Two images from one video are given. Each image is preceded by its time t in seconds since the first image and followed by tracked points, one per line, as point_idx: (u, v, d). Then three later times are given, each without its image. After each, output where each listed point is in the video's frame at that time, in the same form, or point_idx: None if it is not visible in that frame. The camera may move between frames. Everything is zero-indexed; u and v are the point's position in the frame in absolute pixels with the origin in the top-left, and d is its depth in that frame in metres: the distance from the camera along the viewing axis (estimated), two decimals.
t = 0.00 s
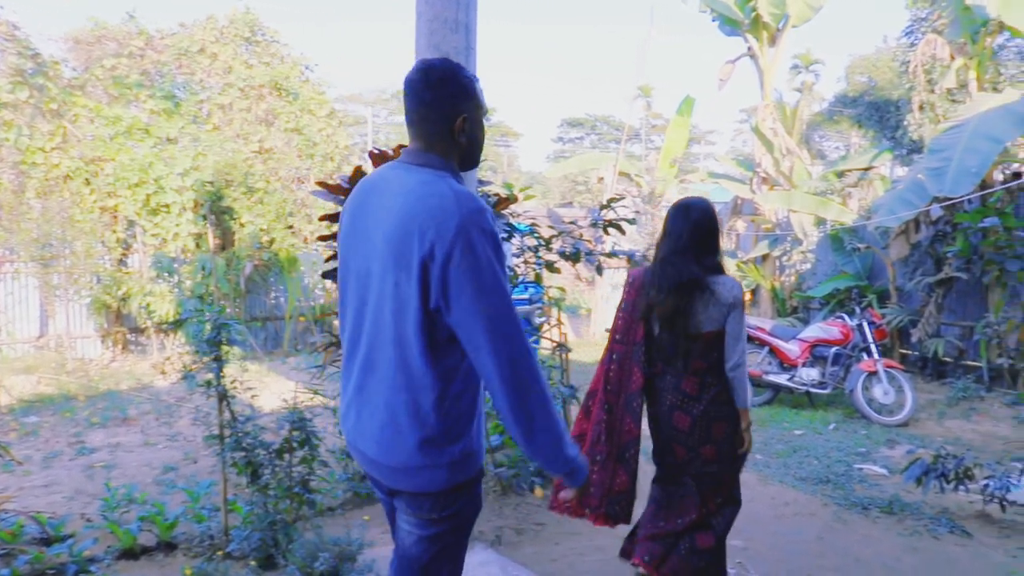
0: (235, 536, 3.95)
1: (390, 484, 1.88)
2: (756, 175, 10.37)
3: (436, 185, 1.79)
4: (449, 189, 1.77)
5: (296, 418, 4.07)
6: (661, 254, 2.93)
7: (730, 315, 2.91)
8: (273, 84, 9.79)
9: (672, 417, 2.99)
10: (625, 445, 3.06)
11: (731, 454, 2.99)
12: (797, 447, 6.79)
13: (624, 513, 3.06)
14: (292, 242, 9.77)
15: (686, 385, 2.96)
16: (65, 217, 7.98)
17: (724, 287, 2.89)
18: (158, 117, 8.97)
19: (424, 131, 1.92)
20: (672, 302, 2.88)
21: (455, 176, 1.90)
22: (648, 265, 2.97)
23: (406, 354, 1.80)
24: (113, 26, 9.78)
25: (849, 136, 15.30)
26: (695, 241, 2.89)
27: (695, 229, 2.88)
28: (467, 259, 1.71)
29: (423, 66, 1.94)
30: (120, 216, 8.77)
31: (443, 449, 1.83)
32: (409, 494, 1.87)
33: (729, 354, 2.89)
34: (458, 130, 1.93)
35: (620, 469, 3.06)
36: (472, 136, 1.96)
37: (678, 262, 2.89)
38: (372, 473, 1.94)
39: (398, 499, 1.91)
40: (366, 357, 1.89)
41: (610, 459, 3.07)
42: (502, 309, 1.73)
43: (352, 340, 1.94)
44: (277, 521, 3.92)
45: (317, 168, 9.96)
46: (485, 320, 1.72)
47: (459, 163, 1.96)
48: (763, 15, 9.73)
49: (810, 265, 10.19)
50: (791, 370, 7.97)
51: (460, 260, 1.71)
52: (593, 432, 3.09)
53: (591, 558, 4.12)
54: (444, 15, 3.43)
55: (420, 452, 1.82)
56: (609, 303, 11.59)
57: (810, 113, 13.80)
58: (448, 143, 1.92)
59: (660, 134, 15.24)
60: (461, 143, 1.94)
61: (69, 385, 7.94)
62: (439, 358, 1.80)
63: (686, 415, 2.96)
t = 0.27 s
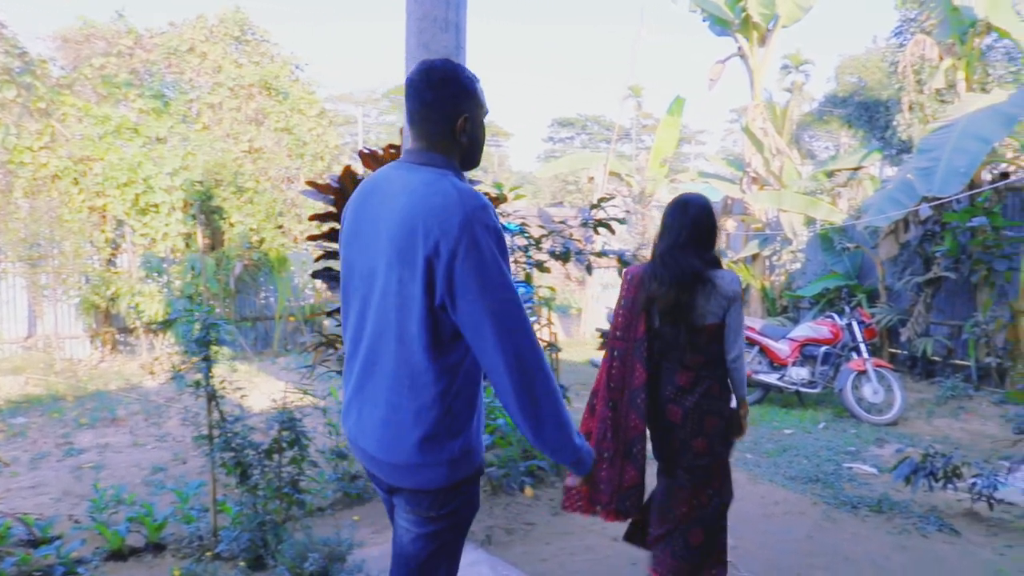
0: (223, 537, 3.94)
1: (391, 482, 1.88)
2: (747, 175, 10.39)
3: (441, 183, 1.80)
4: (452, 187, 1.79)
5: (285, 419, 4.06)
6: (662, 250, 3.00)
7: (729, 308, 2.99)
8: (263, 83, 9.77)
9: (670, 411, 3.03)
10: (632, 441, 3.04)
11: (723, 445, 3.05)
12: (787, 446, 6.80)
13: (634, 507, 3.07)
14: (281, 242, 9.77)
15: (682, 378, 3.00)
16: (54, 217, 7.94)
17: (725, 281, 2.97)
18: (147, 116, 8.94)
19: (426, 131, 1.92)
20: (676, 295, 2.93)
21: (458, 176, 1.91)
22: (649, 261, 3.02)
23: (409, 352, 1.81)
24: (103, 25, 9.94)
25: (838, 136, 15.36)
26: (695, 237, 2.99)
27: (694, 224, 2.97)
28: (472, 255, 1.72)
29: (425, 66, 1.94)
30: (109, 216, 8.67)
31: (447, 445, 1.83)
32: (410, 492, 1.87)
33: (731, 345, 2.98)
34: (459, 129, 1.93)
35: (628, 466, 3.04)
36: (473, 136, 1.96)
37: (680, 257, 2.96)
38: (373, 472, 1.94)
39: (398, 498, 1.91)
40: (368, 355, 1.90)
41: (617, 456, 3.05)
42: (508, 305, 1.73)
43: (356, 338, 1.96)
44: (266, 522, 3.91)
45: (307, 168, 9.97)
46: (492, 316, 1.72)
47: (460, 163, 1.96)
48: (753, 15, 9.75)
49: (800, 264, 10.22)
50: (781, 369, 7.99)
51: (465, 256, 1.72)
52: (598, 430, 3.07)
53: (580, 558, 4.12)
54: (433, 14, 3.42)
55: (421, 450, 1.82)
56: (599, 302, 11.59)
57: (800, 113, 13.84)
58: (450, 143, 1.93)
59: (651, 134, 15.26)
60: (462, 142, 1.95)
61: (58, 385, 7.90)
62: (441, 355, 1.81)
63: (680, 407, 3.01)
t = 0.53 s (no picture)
0: (212, 537, 3.91)
1: (390, 477, 1.94)
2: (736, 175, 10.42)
3: (443, 182, 1.86)
4: (453, 187, 1.84)
5: (274, 419, 4.05)
6: (659, 249, 3.28)
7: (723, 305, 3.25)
8: (252, 82, 9.74)
9: (670, 404, 3.33)
10: (639, 436, 3.35)
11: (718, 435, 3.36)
12: (776, 445, 6.82)
13: (645, 498, 3.40)
14: (270, 241, 9.79)
15: (679, 372, 3.30)
16: (41, 216, 7.88)
17: (717, 279, 3.23)
18: (135, 115, 8.92)
19: (427, 132, 1.97)
20: (673, 294, 3.21)
21: (458, 175, 1.96)
22: (647, 262, 3.31)
23: (409, 348, 1.87)
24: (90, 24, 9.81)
25: (827, 136, 15.42)
26: (691, 237, 3.26)
27: (690, 224, 3.24)
28: (472, 253, 1.77)
29: (427, 68, 1.99)
30: (97, 215, 8.56)
31: (444, 440, 1.89)
32: (408, 487, 1.93)
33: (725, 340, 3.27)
34: (459, 130, 1.99)
35: (637, 460, 3.37)
36: (472, 136, 2.01)
37: (676, 257, 3.23)
38: (372, 467, 2.00)
39: (397, 493, 1.97)
40: (368, 352, 1.95)
41: (625, 451, 3.40)
42: (506, 303, 1.78)
43: (357, 334, 2.01)
44: (255, 522, 3.89)
45: (296, 167, 9.98)
46: (490, 313, 1.77)
47: (460, 163, 2.02)
48: (742, 16, 9.77)
49: (789, 264, 10.25)
50: (770, 369, 8.00)
51: (465, 253, 1.77)
52: (607, 426, 3.43)
53: (569, 557, 4.13)
54: (422, 13, 3.42)
55: (420, 445, 1.88)
56: (589, 302, 11.59)
57: (789, 113, 13.89)
58: (450, 143, 1.98)
59: (640, 134, 15.29)
60: (461, 143, 2.00)
61: (45, 386, 7.84)
62: (440, 351, 1.87)
63: (678, 400, 3.31)
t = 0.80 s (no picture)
0: (200, 536, 3.89)
1: (388, 473, 1.98)
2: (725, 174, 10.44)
3: (442, 180, 1.90)
4: (452, 186, 1.88)
5: (262, 418, 4.03)
6: (654, 251, 3.40)
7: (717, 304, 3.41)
8: (241, 80, 9.72)
9: (671, 402, 3.43)
10: (645, 434, 3.41)
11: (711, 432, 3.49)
12: (765, 443, 6.84)
13: (655, 497, 3.42)
14: (258, 240, 9.78)
15: (677, 370, 3.42)
16: (28, 214, 7.84)
17: (712, 279, 3.39)
18: (124, 113, 8.87)
19: (426, 132, 2.02)
20: (674, 292, 3.33)
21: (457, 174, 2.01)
22: (646, 263, 3.42)
23: (406, 344, 1.90)
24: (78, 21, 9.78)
25: (816, 136, 15.47)
26: (688, 238, 3.40)
27: (687, 225, 3.38)
28: (469, 249, 1.81)
29: (425, 69, 2.05)
30: (84, 213, 8.50)
31: (441, 437, 1.93)
32: (406, 483, 1.96)
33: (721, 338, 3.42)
34: (456, 131, 2.04)
35: (645, 458, 3.41)
36: (470, 137, 2.07)
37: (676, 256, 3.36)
38: (372, 463, 2.04)
39: (395, 489, 2.01)
40: (366, 349, 1.99)
41: (633, 450, 3.42)
42: (501, 300, 1.81)
43: (356, 332, 2.05)
44: (243, 522, 3.87)
45: (285, 166, 9.99)
46: (484, 310, 1.80)
47: (459, 163, 2.07)
48: (732, 15, 9.79)
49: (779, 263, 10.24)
50: (759, 368, 8.02)
51: (461, 249, 1.81)
52: (612, 426, 3.46)
53: (559, 556, 4.12)
54: (411, 12, 3.41)
55: (417, 440, 1.92)
56: (579, 301, 11.59)
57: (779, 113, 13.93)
58: (449, 143, 2.03)
59: (630, 133, 15.30)
60: (460, 143, 2.05)
61: (31, 385, 7.79)
62: (437, 347, 1.90)
63: (676, 397, 3.43)
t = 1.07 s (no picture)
0: (187, 537, 3.92)
1: (388, 464, 2.10)
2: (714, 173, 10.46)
3: (441, 181, 2.05)
4: (451, 186, 2.03)
5: (249, 417, 3.98)
6: (649, 252, 3.52)
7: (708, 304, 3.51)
8: (229, 78, 9.67)
9: (670, 399, 3.51)
10: (647, 431, 3.48)
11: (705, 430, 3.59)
12: (753, 441, 6.85)
13: (659, 494, 3.48)
14: (246, 238, 9.78)
15: (671, 369, 3.51)
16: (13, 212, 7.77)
17: (702, 279, 3.49)
18: (110, 111, 8.81)
19: (426, 134, 2.18)
20: (668, 291, 3.42)
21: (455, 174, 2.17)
22: (640, 264, 3.51)
23: (405, 337, 2.03)
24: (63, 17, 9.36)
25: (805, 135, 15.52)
26: (679, 239, 3.50)
27: (678, 227, 3.49)
28: (462, 246, 1.95)
29: (423, 76, 2.20)
30: (70, 211, 8.49)
31: (437, 428, 2.05)
32: (404, 475, 2.09)
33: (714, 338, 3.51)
34: (453, 133, 2.20)
35: (648, 455, 3.47)
36: (466, 137, 2.23)
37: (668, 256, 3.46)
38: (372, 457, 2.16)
39: (395, 483, 2.13)
40: (367, 345, 2.12)
41: (636, 448, 3.49)
42: (490, 295, 1.95)
43: (359, 328, 2.18)
44: (231, 521, 3.88)
45: (274, 164, 9.97)
46: (474, 303, 1.93)
47: (457, 163, 2.24)
48: (721, 14, 9.80)
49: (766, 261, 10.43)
50: (748, 366, 8.03)
51: (455, 245, 1.95)
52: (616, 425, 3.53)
53: (547, 554, 4.13)
54: (399, 10, 3.40)
55: (415, 431, 2.05)
56: (568, 299, 11.59)
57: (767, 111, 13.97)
58: (447, 144, 2.19)
59: (619, 132, 15.31)
60: (457, 144, 2.21)
61: (17, 385, 7.73)
62: (433, 342, 2.03)
63: (674, 395, 3.51)
